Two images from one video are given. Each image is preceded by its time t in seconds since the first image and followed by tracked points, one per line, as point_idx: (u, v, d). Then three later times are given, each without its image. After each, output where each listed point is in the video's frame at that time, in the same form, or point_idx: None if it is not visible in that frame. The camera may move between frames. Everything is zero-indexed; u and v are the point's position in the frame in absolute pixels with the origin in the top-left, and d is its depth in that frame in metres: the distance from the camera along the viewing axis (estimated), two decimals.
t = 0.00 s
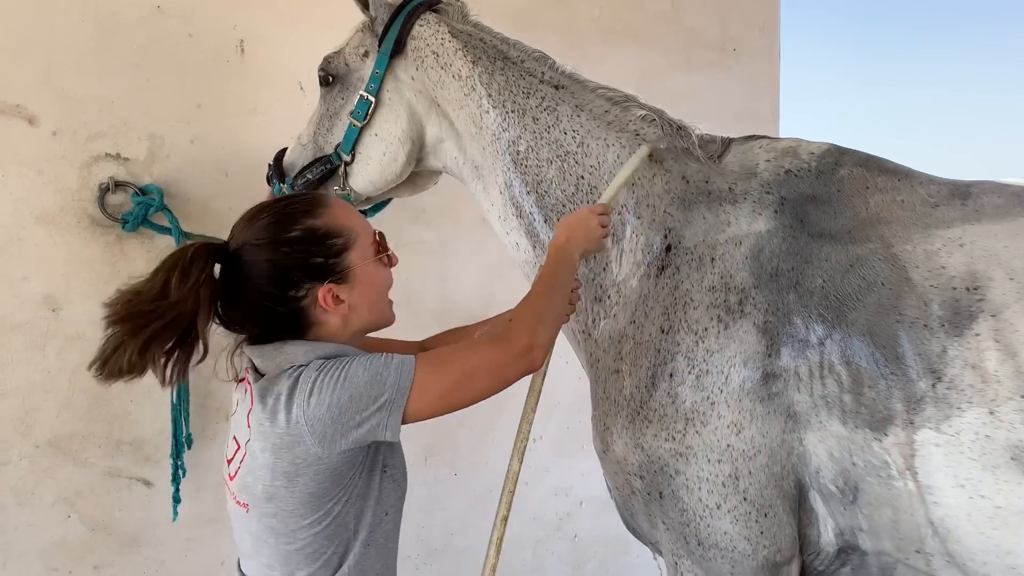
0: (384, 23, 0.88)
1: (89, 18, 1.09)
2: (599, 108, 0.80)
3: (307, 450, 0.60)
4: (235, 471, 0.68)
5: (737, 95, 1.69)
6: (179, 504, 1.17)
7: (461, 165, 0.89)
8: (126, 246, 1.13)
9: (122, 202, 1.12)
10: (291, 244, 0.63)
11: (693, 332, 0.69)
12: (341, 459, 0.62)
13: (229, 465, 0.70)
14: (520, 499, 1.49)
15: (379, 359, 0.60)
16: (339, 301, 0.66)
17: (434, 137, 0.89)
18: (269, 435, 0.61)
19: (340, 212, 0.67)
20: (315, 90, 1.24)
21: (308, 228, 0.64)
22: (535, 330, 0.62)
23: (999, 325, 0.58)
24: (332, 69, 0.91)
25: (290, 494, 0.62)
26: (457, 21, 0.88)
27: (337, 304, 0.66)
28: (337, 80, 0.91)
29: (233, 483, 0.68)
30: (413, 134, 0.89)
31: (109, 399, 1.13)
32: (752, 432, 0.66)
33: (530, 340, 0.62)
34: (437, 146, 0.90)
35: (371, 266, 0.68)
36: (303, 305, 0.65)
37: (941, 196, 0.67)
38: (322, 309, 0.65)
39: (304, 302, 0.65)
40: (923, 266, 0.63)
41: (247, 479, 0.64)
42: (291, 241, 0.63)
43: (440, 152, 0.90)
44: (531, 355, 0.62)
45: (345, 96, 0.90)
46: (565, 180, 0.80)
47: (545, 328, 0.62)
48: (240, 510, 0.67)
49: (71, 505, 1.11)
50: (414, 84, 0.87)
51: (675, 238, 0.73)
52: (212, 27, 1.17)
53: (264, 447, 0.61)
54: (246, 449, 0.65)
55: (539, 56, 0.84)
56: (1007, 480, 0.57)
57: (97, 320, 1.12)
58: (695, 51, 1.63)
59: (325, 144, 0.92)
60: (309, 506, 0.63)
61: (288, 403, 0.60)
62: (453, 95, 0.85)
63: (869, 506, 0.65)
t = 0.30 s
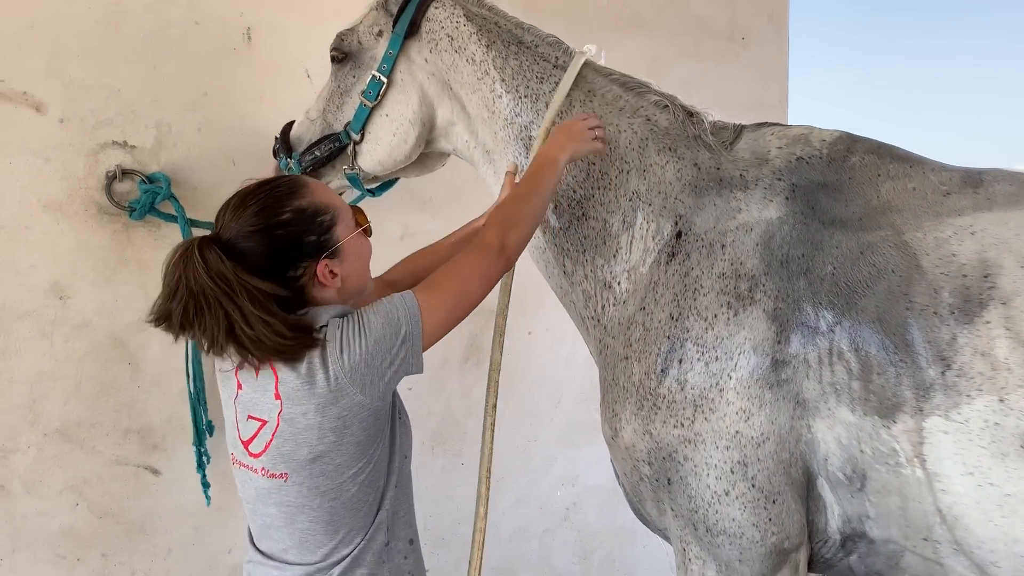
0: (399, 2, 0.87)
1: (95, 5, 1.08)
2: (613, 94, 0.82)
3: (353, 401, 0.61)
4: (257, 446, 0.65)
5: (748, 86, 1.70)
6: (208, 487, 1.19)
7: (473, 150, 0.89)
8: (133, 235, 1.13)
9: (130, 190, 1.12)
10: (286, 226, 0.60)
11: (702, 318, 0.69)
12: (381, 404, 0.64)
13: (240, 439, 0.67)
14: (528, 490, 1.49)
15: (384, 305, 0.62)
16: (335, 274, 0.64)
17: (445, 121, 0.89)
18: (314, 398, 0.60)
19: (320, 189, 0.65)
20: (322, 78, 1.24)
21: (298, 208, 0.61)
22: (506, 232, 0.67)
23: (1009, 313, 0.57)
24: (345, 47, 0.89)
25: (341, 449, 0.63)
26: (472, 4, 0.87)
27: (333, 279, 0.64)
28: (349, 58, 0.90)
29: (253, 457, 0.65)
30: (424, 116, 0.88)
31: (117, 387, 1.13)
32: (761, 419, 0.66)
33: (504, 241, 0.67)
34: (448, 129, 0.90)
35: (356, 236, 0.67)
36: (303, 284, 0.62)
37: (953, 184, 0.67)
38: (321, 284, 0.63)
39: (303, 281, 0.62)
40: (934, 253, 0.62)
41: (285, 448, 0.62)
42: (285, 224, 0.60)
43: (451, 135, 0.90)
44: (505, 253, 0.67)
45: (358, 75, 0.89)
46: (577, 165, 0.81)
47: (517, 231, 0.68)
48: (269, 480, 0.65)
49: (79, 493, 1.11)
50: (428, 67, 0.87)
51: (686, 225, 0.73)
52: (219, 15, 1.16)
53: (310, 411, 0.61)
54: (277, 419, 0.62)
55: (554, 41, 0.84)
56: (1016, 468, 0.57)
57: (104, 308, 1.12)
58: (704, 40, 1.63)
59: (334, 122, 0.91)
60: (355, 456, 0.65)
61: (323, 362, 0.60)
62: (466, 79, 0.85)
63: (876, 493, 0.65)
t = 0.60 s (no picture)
0: None
1: None
2: (624, 81, 0.82)
3: (435, 354, 0.63)
4: (336, 411, 0.63)
5: (750, 73, 1.68)
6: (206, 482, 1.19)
7: (484, 137, 0.89)
8: (139, 225, 1.13)
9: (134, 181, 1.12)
10: (340, 206, 0.61)
11: (710, 307, 0.69)
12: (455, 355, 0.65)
13: (311, 409, 0.65)
14: (533, 479, 1.49)
15: (450, 261, 0.64)
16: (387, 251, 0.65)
17: (457, 107, 0.89)
18: (400, 353, 0.61)
19: (365, 170, 0.66)
20: (327, 68, 1.24)
21: (347, 190, 0.62)
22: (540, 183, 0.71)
23: (1013, 302, 0.58)
24: (355, 32, 0.88)
25: (426, 399, 0.64)
26: None
27: (385, 256, 0.65)
28: (359, 44, 0.89)
29: (330, 423, 0.64)
30: (438, 102, 0.88)
31: (123, 378, 1.13)
32: (769, 406, 0.66)
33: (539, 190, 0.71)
34: (459, 116, 0.89)
35: (400, 213, 0.68)
36: (355, 261, 0.64)
37: (961, 172, 0.67)
38: (373, 261, 0.65)
39: (356, 259, 0.64)
40: (941, 242, 0.62)
41: (371, 406, 0.62)
42: (336, 206, 0.61)
43: (462, 122, 0.90)
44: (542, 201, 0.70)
45: (368, 60, 0.89)
46: (587, 150, 0.81)
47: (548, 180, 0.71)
48: (352, 443, 0.63)
49: (87, 483, 1.12)
50: (440, 51, 0.87)
51: (694, 214, 0.73)
52: (222, 5, 1.16)
53: (398, 365, 0.61)
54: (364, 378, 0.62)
55: (564, 25, 0.84)
56: (1019, 456, 0.57)
57: (111, 299, 1.12)
58: (709, 29, 1.62)
59: (341, 112, 0.91)
60: (435, 408, 0.65)
61: (406, 318, 0.62)
62: (478, 64, 0.85)
63: (880, 481, 0.66)
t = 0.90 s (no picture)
0: None
1: None
2: (626, 75, 0.83)
3: (510, 310, 0.66)
4: (426, 375, 0.63)
5: (751, 66, 1.68)
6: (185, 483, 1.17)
7: (486, 130, 0.88)
8: (139, 221, 1.13)
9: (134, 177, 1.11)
10: (405, 191, 0.61)
11: (713, 301, 0.69)
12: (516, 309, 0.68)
13: (394, 376, 0.64)
14: (534, 473, 1.50)
15: (509, 223, 0.68)
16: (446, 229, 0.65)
17: (460, 99, 0.89)
18: (482, 310, 0.64)
19: (419, 149, 0.65)
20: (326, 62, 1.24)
21: (412, 173, 0.62)
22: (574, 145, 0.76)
23: (1013, 296, 0.58)
24: (356, 24, 0.88)
25: (507, 353, 0.67)
26: None
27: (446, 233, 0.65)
28: (360, 36, 0.89)
29: (421, 388, 0.63)
30: (442, 94, 0.88)
31: (124, 373, 1.13)
32: (772, 399, 0.66)
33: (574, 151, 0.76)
34: (463, 108, 0.89)
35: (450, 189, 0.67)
36: (422, 241, 0.63)
37: (961, 166, 0.66)
38: (435, 237, 0.64)
39: (422, 238, 0.63)
40: (941, 237, 0.63)
41: (465, 364, 0.63)
42: (404, 190, 0.61)
43: (465, 114, 0.90)
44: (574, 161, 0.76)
45: (370, 52, 0.88)
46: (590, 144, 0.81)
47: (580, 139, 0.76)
48: (445, 405, 0.64)
49: (88, 479, 1.12)
50: (443, 42, 0.87)
51: (697, 208, 0.73)
52: None
53: (470, 324, 0.63)
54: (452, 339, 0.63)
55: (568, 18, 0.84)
56: (1018, 449, 0.58)
57: (111, 294, 1.12)
58: (708, 22, 1.62)
59: (342, 105, 0.90)
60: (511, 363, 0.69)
61: (483, 280, 0.64)
62: (481, 56, 0.85)
63: (880, 473, 0.66)
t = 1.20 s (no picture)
0: None
1: None
2: (624, 83, 0.82)
3: (506, 321, 0.65)
4: (421, 385, 0.63)
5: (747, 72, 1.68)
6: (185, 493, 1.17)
7: (484, 137, 0.88)
8: (133, 227, 1.12)
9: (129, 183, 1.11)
10: (404, 198, 0.60)
11: (710, 309, 0.69)
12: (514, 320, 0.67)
13: (389, 386, 0.64)
14: (531, 479, 1.50)
15: (507, 232, 0.67)
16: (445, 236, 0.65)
17: (458, 106, 0.88)
18: (478, 321, 0.63)
19: (420, 157, 0.64)
20: (321, 68, 1.23)
21: (412, 181, 0.61)
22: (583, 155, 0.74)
23: (1009, 305, 0.58)
24: (352, 31, 0.88)
25: (503, 363, 0.67)
26: None
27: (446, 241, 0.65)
28: (356, 42, 0.88)
29: (415, 397, 0.63)
30: (439, 101, 0.88)
31: (118, 381, 1.13)
32: (770, 407, 0.66)
33: (582, 161, 0.74)
34: (460, 115, 0.89)
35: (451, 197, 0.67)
36: (421, 249, 0.63)
37: (958, 174, 0.67)
38: (434, 246, 0.64)
39: (421, 246, 0.63)
40: (938, 245, 0.62)
41: (461, 373, 0.63)
42: (403, 197, 0.60)
43: (463, 122, 0.90)
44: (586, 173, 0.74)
45: (365, 59, 0.88)
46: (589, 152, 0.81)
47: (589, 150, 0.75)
48: (440, 414, 0.63)
49: (81, 487, 1.11)
50: (440, 49, 0.86)
51: (694, 216, 0.73)
52: (216, 5, 1.15)
53: (462, 338, 0.63)
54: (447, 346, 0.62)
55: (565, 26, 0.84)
56: (1015, 457, 0.58)
57: (105, 302, 1.11)
58: (705, 28, 1.63)
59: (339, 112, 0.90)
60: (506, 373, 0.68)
61: (478, 289, 0.63)
62: (478, 64, 0.85)
63: (877, 481, 0.66)
